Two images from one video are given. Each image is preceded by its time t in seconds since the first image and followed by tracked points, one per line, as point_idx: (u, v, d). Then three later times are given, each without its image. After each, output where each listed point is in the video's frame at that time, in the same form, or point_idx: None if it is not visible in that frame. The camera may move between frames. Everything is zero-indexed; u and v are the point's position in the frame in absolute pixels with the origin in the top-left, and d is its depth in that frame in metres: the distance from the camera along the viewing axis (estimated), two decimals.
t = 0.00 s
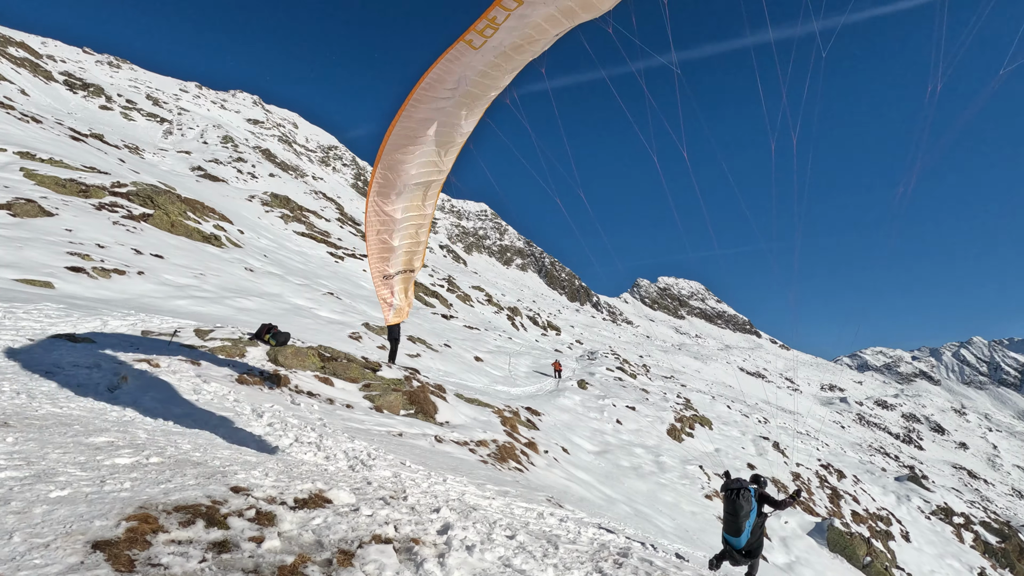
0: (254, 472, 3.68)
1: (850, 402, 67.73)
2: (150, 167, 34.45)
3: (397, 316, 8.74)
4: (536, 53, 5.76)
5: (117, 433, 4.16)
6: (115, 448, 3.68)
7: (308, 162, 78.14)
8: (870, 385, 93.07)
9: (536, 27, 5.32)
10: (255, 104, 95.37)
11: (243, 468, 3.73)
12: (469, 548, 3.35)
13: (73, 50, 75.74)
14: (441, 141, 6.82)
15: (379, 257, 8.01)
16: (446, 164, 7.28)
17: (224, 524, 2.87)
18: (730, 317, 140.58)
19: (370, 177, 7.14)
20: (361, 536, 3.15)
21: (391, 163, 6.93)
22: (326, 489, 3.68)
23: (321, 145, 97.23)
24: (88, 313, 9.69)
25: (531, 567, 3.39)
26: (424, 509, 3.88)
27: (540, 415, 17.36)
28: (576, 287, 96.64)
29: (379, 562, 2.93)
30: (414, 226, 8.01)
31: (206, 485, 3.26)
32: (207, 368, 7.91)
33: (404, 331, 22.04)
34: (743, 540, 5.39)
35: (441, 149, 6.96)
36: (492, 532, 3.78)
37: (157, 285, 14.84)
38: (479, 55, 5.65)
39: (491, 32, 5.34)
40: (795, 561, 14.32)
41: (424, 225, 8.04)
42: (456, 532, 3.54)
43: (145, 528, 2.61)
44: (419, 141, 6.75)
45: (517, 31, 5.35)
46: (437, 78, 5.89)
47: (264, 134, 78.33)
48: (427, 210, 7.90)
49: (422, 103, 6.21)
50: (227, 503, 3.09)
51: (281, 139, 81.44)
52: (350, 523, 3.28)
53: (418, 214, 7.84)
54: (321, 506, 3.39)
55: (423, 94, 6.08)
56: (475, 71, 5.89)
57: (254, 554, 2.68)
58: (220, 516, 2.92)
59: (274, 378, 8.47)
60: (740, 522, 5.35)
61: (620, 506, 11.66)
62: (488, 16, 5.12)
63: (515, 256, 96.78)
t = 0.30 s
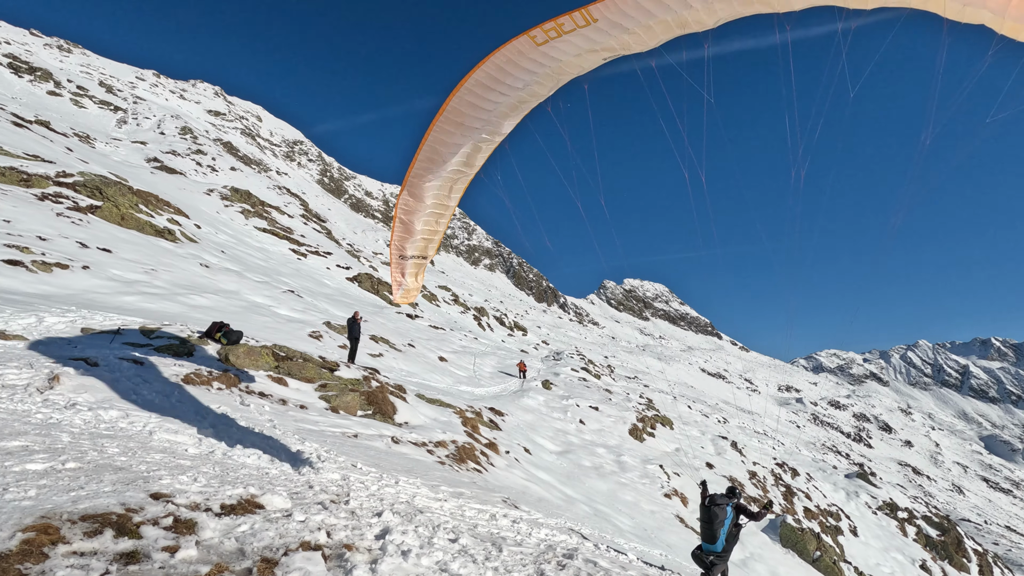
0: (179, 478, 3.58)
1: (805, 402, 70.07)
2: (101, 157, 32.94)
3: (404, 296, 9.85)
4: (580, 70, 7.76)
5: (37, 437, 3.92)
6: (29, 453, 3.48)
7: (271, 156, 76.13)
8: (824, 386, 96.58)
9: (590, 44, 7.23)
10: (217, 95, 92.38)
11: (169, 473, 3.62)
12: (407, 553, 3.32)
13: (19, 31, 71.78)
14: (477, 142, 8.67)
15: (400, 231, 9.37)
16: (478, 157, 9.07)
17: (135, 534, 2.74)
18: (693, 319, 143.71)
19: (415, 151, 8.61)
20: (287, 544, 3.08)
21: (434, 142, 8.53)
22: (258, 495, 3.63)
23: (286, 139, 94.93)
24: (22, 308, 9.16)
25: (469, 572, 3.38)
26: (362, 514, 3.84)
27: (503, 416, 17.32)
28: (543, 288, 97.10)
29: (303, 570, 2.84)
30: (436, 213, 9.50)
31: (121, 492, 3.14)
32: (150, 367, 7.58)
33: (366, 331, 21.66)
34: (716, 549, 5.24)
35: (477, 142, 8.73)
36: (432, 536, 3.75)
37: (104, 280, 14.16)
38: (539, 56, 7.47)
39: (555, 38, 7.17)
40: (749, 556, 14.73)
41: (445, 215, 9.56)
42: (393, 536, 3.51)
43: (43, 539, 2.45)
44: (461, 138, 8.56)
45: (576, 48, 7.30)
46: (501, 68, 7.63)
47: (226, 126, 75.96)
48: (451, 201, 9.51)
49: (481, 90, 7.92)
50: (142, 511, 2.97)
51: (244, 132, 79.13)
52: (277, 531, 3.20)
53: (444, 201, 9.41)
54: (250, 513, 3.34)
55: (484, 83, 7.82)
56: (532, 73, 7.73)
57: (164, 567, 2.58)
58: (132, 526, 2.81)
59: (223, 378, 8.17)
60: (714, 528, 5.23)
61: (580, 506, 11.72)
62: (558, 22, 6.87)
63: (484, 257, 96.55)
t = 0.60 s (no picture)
0: (117, 475, 3.66)
1: (768, 403, 71.92)
2: (55, 147, 31.53)
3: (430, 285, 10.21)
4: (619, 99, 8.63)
5: None
6: None
7: (237, 150, 74.14)
8: (786, 386, 99.38)
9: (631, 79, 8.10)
10: (180, 85, 89.42)
11: (108, 470, 3.68)
12: (359, 550, 3.70)
13: None
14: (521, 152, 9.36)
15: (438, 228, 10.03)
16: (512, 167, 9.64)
17: (63, 532, 2.82)
18: (662, 321, 146.01)
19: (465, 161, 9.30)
20: (227, 541, 3.27)
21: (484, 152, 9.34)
22: (201, 493, 3.83)
23: (253, 133, 92.57)
24: None
25: (417, 566, 3.78)
26: (314, 511, 4.22)
27: (471, 415, 17.27)
28: (515, 288, 97.23)
29: (244, 566, 3.05)
30: (470, 215, 10.09)
31: (52, 490, 3.17)
32: (100, 364, 7.29)
33: (333, 329, 21.30)
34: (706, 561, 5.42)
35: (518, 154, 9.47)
36: (385, 532, 4.21)
37: (54, 273, 13.58)
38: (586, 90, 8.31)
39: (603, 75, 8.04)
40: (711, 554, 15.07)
41: (477, 217, 10.11)
42: (343, 534, 3.89)
43: None
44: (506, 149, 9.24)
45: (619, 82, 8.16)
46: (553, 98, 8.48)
47: (190, 118, 73.63)
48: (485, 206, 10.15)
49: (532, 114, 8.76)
50: (74, 508, 3.05)
51: (209, 124, 76.82)
52: (219, 528, 3.43)
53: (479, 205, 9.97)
54: (191, 511, 3.53)
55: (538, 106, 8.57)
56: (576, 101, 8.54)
57: (93, 563, 2.66)
58: (60, 523, 2.87)
59: (178, 375, 7.93)
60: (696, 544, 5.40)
61: (545, 505, 11.77)
62: (608, 62, 7.75)
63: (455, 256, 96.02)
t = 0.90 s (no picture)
0: (65, 477, 3.52)
1: (735, 402, 73.42)
2: (8, 134, 30.11)
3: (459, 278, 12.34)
4: (641, 129, 10.07)
5: None
6: None
7: (204, 142, 72.07)
8: (753, 386, 101.70)
9: (654, 108, 9.52)
10: (144, 74, 86.49)
11: (56, 473, 3.54)
12: (320, 552, 3.69)
13: None
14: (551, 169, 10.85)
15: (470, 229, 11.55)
16: (541, 181, 11.06)
17: (5, 538, 2.71)
18: (634, 321, 147.77)
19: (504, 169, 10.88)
20: (179, 546, 3.21)
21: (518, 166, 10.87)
22: (156, 496, 3.73)
23: (221, 125, 90.13)
24: None
25: (380, 568, 3.78)
26: (276, 514, 4.18)
27: (443, 414, 17.19)
28: (488, 287, 97.17)
29: (197, 571, 3.00)
30: (499, 223, 11.64)
31: None
32: (53, 362, 6.99)
33: (302, 327, 20.92)
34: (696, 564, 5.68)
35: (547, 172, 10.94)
36: (349, 535, 4.19)
37: (5, 267, 12.97)
38: (613, 114, 9.72)
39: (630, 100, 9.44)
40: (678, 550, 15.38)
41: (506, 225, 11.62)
42: (303, 536, 3.87)
43: None
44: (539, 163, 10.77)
45: (643, 110, 9.58)
46: (584, 121, 9.95)
47: (155, 108, 71.27)
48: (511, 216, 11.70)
49: (565, 133, 10.23)
50: (15, 514, 2.93)
51: (175, 115, 74.48)
52: (172, 532, 3.35)
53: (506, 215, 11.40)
54: (144, 514, 3.44)
55: (570, 128, 10.08)
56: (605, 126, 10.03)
57: (39, 571, 2.58)
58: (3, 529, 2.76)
59: (137, 374, 7.68)
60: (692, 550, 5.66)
61: (515, 504, 11.79)
62: (635, 86, 9.13)
63: (429, 254, 95.30)
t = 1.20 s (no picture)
0: (8, 479, 3.36)
1: (704, 398, 74.93)
2: None
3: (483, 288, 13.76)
4: (654, 172, 10.86)
5: None
6: None
7: (169, 131, 69.76)
8: (720, 383, 103.86)
9: (666, 154, 10.30)
10: (105, 59, 83.31)
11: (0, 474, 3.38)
12: (282, 554, 3.63)
13: None
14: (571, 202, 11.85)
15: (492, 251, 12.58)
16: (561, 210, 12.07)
17: None
18: (606, 318, 149.20)
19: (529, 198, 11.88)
20: (133, 549, 3.13)
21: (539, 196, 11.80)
22: (111, 496, 3.61)
23: (187, 114, 87.36)
24: None
25: (344, 568, 3.76)
26: (237, 514, 4.09)
27: (414, 411, 17.07)
28: (461, 284, 96.93)
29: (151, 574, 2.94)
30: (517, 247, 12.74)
31: None
32: None
33: (270, 322, 20.47)
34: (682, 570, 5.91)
35: (568, 202, 11.89)
36: (313, 534, 4.13)
37: None
38: (629, 158, 10.51)
39: (645, 147, 10.22)
40: (645, 544, 15.66)
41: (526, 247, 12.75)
42: (265, 537, 3.81)
43: None
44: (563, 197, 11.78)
45: (658, 155, 10.34)
46: (602, 159, 10.73)
47: (116, 95, 68.64)
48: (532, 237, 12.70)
49: (584, 170, 11.06)
50: None
51: (137, 103, 71.90)
52: (125, 534, 3.24)
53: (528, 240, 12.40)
54: (96, 516, 3.31)
55: (588, 166, 10.95)
56: (621, 165, 10.79)
57: None
58: None
59: (94, 370, 7.41)
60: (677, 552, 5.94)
61: (486, 500, 11.80)
62: (651, 139, 9.91)
63: (402, 250, 94.33)
